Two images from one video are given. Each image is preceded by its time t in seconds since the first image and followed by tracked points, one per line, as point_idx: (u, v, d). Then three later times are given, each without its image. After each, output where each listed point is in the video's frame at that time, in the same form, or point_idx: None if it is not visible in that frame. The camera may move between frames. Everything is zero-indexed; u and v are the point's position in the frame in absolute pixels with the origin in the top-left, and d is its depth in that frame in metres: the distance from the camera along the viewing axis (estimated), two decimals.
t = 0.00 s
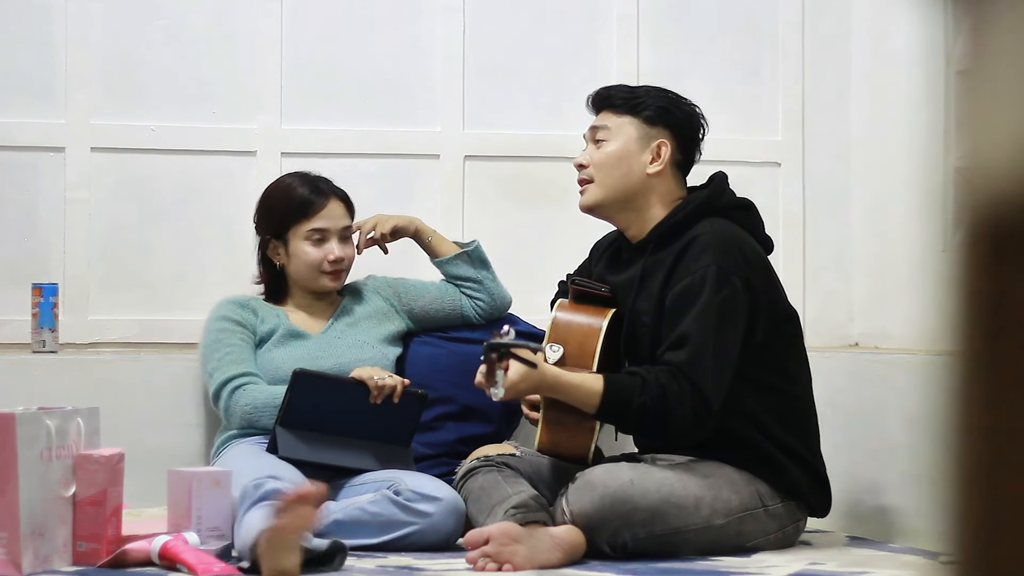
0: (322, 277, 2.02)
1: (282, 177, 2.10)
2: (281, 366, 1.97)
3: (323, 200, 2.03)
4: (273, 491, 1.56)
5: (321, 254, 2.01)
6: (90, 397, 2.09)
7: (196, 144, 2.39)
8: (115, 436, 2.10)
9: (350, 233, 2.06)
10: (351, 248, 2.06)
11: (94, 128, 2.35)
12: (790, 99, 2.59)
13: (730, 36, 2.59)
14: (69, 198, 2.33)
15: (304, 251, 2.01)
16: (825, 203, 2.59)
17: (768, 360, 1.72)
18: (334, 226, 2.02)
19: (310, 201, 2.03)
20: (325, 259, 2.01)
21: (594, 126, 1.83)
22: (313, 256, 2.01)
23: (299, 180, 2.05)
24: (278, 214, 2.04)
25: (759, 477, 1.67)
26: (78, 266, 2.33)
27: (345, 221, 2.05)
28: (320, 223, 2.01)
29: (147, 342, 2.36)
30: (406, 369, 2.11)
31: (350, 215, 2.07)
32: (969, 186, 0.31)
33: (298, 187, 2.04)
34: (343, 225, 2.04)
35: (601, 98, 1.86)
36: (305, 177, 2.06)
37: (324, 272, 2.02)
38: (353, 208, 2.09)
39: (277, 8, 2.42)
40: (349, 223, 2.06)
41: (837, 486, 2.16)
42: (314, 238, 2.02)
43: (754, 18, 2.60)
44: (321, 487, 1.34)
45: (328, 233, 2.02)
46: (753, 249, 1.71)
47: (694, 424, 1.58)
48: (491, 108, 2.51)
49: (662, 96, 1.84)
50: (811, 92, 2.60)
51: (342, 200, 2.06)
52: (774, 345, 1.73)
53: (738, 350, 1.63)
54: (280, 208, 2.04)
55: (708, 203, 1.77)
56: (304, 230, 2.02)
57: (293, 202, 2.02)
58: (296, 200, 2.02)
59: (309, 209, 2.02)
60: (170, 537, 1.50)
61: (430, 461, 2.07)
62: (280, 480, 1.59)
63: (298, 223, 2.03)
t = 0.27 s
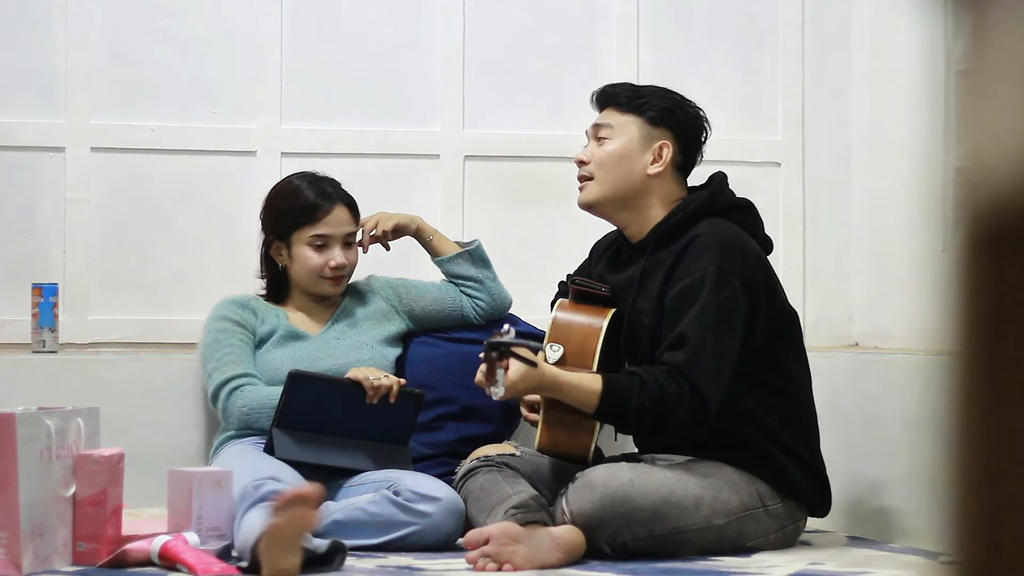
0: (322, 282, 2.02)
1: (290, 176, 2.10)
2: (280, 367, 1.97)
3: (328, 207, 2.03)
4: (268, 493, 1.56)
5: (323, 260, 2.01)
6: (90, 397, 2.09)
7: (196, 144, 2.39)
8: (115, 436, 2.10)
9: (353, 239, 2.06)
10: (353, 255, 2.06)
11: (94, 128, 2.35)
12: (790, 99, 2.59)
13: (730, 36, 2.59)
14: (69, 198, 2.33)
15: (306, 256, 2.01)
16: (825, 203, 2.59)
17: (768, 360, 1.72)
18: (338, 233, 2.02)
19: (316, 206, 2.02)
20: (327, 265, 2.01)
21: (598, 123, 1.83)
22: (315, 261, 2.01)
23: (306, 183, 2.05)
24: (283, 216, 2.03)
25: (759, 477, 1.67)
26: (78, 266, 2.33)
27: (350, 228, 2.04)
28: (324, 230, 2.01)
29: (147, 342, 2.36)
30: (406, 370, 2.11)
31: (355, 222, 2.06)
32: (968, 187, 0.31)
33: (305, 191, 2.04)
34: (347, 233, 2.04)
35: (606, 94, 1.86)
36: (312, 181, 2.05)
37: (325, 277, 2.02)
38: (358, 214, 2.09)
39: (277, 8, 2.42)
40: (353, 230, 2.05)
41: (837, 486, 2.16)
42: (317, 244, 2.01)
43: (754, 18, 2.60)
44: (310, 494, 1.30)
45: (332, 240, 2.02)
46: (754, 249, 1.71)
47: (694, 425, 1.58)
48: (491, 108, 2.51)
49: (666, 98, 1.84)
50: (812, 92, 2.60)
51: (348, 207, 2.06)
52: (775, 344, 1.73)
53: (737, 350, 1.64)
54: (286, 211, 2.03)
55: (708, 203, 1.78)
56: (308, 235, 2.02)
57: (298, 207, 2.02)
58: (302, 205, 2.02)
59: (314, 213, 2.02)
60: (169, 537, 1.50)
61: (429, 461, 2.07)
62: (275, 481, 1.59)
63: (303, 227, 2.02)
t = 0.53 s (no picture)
0: (320, 280, 2.02)
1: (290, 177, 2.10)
2: (281, 366, 1.97)
3: (325, 204, 2.02)
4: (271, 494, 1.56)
5: (319, 258, 2.00)
6: (90, 397, 2.09)
7: (196, 144, 2.39)
8: (115, 436, 2.10)
9: (352, 237, 2.05)
10: (351, 253, 2.05)
11: (94, 128, 2.35)
12: (790, 99, 2.59)
13: (730, 36, 2.59)
14: (69, 198, 2.33)
15: (303, 253, 2.01)
16: (824, 203, 2.59)
17: (769, 360, 1.72)
18: (334, 230, 2.01)
19: (313, 204, 2.02)
20: (323, 263, 2.00)
21: (596, 123, 1.84)
22: (312, 259, 2.01)
23: (304, 182, 2.05)
24: (281, 215, 2.04)
25: (759, 477, 1.67)
26: (78, 266, 2.33)
27: (347, 225, 2.03)
28: (321, 227, 2.01)
29: (147, 342, 2.36)
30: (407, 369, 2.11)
31: (353, 220, 2.06)
32: (969, 188, 0.31)
33: (302, 189, 2.04)
34: (344, 230, 2.03)
35: (605, 95, 1.86)
36: (310, 179, 2.05)
37: (322, 275, 2.01)
38: (357, 212, 2.08)
39: (277, 8, 2.42)
40: (352, 227, 2.04)
41: (837, 486, 2.16)
42: (314, 242, 2.01)
43: (754, 18, 2.60)
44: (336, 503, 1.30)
45: (328, 237, 2.01)
46: (754, 250, 1.71)
47: (693, 425, 1.58)
48: (491, 108, 2.51)
49: (665, 98, 1.84)
50: (812, 92, 2.60)
51: (345, 204, 2.05)
52: (775, 345, 1.72)
53: (737, 350, 1.64)
54: (284, 210, 2.04)
55: (708, 203, 1.78)
56: (304, 233, 2.02)
57: (296, 204, 2.02)
58: (299, 203, 2.02)
59: (311, 212, 2.01)
60: (170, 537, 1.50)
61: (430, 461, 2.07)
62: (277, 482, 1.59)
63: (300, 225, 2.02)
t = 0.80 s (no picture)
0: (323, 279, 2.02)
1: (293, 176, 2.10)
2: (280, 366, 1.97)
3: (329, 204, 2.02)
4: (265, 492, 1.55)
5: (322, 257, 2.00)
6: (90, 397, 2.09)
7: (196, 144, 2.39)
8: (115, 436, 2.10)
9: (354, 237, 2.05)
10: (354, 253, 2.05)
11: (94, 128, 2.35)
12: (790, 99, 2.59)
13: (731, 36, 2.59)
14: (69, 198, 2.33)
15: (307, 252, 2.01)
16: (824, 203, 2.59)
17: (768, 361, 1.72)
18: (337, 230, 2.01)
19: (316, 204, 2.02)
20: (327, 262, 2.01)
21: (595, 125, 1.84)
22: (315, 258, 2.01)
23: (308, 182, 2.05)
24: (284, 214, 2.04)
25: (759, 477, 1.67)
26: (78, 266, 2.33)
27: (350, 225, 2.04)
28: (325, 227, 2.01)
29: (147, 342, 2.36)
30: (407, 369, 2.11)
31: (356, 221, 2.06)
32: (971, 188, 0.30)
33: (305, 189, 2.04)
34: (348, 230, 2.03)
35: (605, 95, 1.86)
36: (314, 179, 2.05)
37: (325, 275, 2.01)
38: (360, 212, 2.08)
39: (277, 8, 2.42)
40: (355, 228, 2.05)
41: (837, 486, 2.16)
42: (317, 241, 2.01)
43: (754, 18, 2.60)
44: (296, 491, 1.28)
45: (332, 237, 2.02)
46: (754, 250, 1.71)
47: (693, 425, 1.58)
48: (491, 108, 2.51)
49: (665, 98, 1.83)
50: (812, 92, 2.60)
51: (349, 204, 2.05)
52: (775, 345, 1.72)
53: (737, 351, 1.64)
54: (287, 209, 2.03)
55: (708, 203, 1.78)
56: (308, 232, 2.02)
57: (300, 204, 2.02)
58: (303, 202, 2.02)
59: (314, 211, 2.02)
60: (169, 537, 1.50)
61: (429, 460, 2.07)
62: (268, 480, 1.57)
63: (304, 224, 2.02)
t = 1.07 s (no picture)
0: (330, 280, 2.02)
1: (302, 177, 2.10)
2: (281, 367, 1.97)
3: (339, 205, 2.02)
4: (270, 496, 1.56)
5: (331, 258, 2.01)
6: (90, 397, 2.09)
7: (196, 144, 2.39)
8: (115, 436, 2.10)
9: (363, 239, 2.06)
10: (363, 255, 2.05)
11: (94, 128, 2.35)
12: (790, 99, 2.59)
13: (730, 36, 2.59)
14: (70, 199, 2.33)
15: (315, 253, 2.01)
16: (824, 203, 2.59)
17: (768, 361, 1.72)
18: (347, 232, 2.02)
19: (326, 205, 2.02)
20: (336, 263, 2.01)
21: (594, 126, 1.83)
22: (324, 259, 2.01)
23: (318, 182, 2.05)
24: (293, 213, 2.03)
25: (759, 477, 1.67)
26: (79, 267, 2.33)
27: (360, 228, 2.04)
28: (335, 228, 2.01)
29: (147, 342, 2.36)
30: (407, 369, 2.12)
31: (366, 223, 2.06)
32: (971, 187, 0.30)
33: (316, 189, 2.04)
34: (358, 232, 2.03)
35: (602, 97, 1.86)
36: (324, 180, 2.05)
37: (333, 276, 2.01)
38: (370, 215, 2.08)
39: (277, 8, 2.42)
40: (364, 230, 2.05)
41: (837, 486, 2.16)
42: (327, 242, 2.01)
43: (754, 18, 2.60)
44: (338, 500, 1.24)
45: (341, 238, 2.02)
46: (753, 250, 1.71)
47: (693, 426, 1.58)
48: (491, 108, 2.51)
49: (663, 98, 1.83)
50: (811, 92, 2.60)
51: (359, 207, 2.05)
52: (775, 345, 1.72)
53: (737, 351, 1.64)
54: (297, 209, 2.03)
55: (707, 203, 1.78)
56: (318, 233, 2.02)
57: (310, 204, 2.02)
58: (313, 202, 2.02)
59: (325, 212, 2.01)
60: (170, 537, 1.50)
61: (429, 461, 2.07)
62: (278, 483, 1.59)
63: (313, 224, 2.02)
